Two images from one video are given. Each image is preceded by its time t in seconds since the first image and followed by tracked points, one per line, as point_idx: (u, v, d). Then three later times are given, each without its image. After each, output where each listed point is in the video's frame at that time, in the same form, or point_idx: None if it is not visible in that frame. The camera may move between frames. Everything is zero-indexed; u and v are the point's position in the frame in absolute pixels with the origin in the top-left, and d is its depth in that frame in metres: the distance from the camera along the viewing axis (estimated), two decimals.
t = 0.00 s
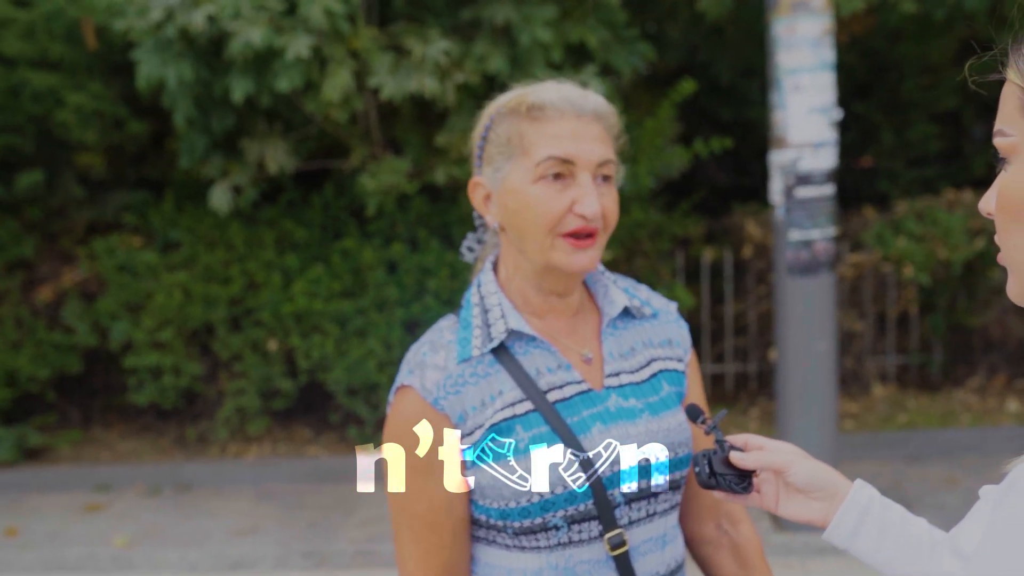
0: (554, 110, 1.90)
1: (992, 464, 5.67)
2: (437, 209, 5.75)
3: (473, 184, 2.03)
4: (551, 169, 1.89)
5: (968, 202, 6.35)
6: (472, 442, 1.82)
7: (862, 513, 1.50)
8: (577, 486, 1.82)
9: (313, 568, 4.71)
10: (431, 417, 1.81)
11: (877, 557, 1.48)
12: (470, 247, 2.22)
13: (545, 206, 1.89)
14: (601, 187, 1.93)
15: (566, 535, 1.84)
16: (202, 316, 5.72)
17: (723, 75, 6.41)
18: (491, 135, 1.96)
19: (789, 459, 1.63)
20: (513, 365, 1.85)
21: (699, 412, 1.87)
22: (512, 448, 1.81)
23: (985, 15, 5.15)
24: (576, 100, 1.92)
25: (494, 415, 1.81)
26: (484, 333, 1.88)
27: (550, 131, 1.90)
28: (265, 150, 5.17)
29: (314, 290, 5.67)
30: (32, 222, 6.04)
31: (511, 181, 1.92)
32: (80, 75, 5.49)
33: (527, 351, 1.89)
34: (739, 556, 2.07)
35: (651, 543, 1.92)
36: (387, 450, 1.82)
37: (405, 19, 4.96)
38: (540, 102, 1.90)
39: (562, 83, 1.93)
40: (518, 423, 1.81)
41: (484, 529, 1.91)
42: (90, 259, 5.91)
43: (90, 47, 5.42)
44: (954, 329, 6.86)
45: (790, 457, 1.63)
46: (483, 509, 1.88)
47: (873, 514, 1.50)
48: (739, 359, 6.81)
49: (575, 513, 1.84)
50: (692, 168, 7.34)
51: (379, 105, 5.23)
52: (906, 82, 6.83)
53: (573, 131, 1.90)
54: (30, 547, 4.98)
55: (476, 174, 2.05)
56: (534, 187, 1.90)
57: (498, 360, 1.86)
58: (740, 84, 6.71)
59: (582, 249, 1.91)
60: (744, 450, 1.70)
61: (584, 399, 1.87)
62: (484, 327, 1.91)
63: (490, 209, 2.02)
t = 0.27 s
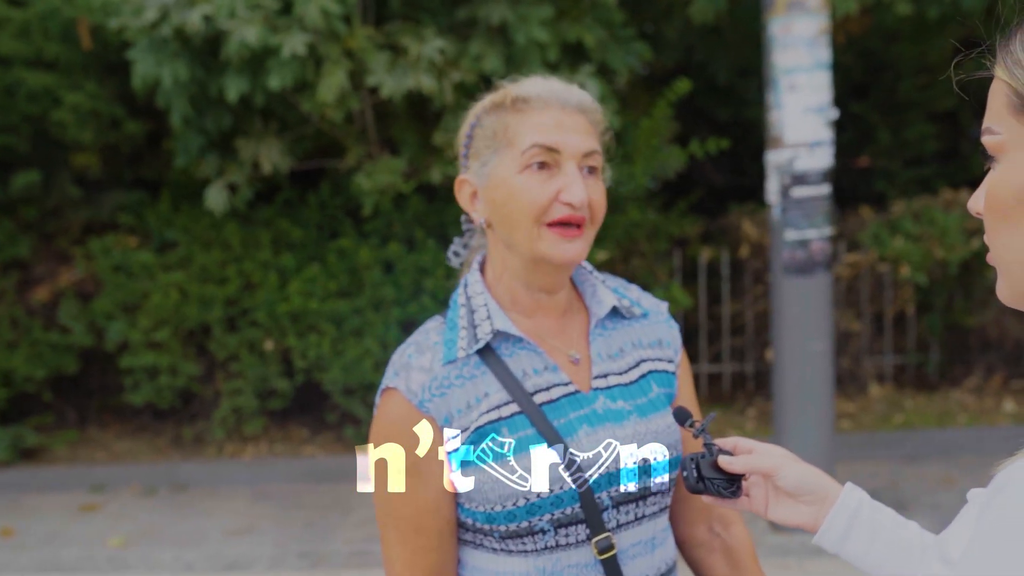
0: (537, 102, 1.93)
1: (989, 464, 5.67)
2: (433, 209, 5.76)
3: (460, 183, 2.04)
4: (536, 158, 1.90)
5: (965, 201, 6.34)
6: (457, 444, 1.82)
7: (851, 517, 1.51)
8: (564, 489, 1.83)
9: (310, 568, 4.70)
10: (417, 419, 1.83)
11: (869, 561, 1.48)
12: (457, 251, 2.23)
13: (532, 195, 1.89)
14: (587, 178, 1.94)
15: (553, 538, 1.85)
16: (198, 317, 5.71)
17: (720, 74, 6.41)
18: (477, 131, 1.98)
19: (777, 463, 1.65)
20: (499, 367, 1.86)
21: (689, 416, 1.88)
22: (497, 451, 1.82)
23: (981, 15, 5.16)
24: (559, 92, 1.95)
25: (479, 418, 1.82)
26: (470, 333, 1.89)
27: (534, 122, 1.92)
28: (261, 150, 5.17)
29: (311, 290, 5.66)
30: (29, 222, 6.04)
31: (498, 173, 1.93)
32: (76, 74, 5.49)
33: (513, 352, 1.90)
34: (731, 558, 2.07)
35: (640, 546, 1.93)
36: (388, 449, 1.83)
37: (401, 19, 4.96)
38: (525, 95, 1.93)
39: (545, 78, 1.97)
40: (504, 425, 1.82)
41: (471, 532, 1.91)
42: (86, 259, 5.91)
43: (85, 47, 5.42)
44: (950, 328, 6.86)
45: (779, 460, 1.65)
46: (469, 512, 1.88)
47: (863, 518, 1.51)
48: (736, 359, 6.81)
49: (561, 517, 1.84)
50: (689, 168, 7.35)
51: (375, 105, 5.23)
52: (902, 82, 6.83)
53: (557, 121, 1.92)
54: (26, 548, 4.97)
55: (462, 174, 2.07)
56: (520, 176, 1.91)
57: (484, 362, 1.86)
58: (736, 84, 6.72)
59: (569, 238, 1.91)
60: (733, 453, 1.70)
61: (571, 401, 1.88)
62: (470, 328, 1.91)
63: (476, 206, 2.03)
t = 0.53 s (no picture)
0: (517, 95, 1.92)
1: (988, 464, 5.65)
2: (429, 208, 5.74)
3: (447, 182, 2.02)
4: (521, 150, 1.89)
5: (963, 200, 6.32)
6: (452, 440, 1.80)
7: (843, 519, 1.48)
8: (561, 487, 1.81)
9: (305, 569, 4.67)
10: (411, 418, 1.80)
11: (861, 564, 1.45)
12: (449, 254, 2.21)
13: (520, 186, 1.88)
14: (574, 166, 1.93)
15: (548, 537, 1.82)
16: (193, 316, 5.68)
17: (717, 73, 6.38)
18: (460, 128, 1.97)
19: (769, 462, 1.62)
20: (495, 362, 1.84)
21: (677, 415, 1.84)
22: (493, 448, 1.80)
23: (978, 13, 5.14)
24: (538, 85, 1.95)
25: (475, 413, 1.80)
26: (465, 328, 1.87)
27: (517, 115, 1.91)
28: (256, 149, 5.14)
29: (306, 289, 5.63)
30: (23, 221, 6.01)
31: (485, 168, 1.91)
32: (70, 73, 5.47)
33: (509, 348, 1.88)
34: (727, 560, 2.05)
35: (637, 546, 1.91)
36: (388, 448, 1.80)
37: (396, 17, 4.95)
38: (504, 88, 1.92)
39: (522, 73, 1.96)
40: (500, 422, 1.80)
41: (465, 533, 1.88)
42: (81, 259, 5.88)
43: (80, 45, 5.40)
44: (948, 328, 6.84)
45: (770, 460, 1.63)
46: (463, 511, 1.85)
47: (855, 519, 1.48)
48: (734, 359, 6.79)
49: (557, 515, 1.82)
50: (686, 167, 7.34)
51: (371, 103, 5.21)
52: (900, 82, 6.81)
53: (540, 112, 1.91)
54: (20, 549, 4.94)
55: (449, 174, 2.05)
56: (507, 169, 1.89)
57: (479, 357, 1.85)
58: (734, 83, 6.69)
59: (560, 225, 1.90)
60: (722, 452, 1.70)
61: (569, 397, 1.87)
62: (466, 322, 1.89)
63: (465, 204, 2.01)
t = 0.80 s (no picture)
0: (538, 110, 1.87)
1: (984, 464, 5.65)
2: (426, 208, 5.75)
3: (450, 172, 2.02)
4: (527, 174, 1.88)
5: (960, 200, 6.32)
6: (447, 442, 1.81)
7: (836, 521, 1.49)
8: (554, 490, 1.82)
9: (301, 568, 4.67)
10: (408, 420, 1.80)
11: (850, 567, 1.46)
12: (448, 232, 2.23)
13: (518, 210, 1.89)
14: (578, 194, 1.93)
15: (541, 540, 1.83)
16: (190, 316, 5.67)
17: (714, 73, 6.39)
18: (473, 126, 1.94)
19: (760, 467, 1.64)
20: (488, 364, 1.85)
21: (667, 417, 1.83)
22: (487, 451, 1.81)
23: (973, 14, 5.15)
24: (563, 101, 1.89)
25: (468, 416, 1.81)
26: (459, 331, 1.88)
27: (532, 134, 1.88)
28: (252, 149, 5.14)
29: (303, 289, 5.63)
30: (20, 221, 6.01)
31: (488, 179, 1.91)
32: (67, 73, 5.47)
33: (503, 349, 1.90)
34: (718, 561, 2.06)
35: (630, 548, 1.93)
36: (389, 449, 1.80)
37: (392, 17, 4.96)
38: (527, 101, 1.87)
39: (551, 83, 1.90)
40: (494, 424, 1.81)
41: (457, 535, 1.89)
42: (78, 259, 5.88)
43: (77, 46, 5.41)
44: (945, 328, 6.85)
45: (762, 464, 1.64)
46: (456, 514, 1.86)
47: (848, 523, 1.48)
48: (730, 359, 6.79)
49: (551, 518, 1.83)
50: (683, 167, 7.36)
51: (367, 103, 5.22)
52: (896, 82, 6.82)
53: (556, 137, 1.88)
54: (16, 549, 4.94)
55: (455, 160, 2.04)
56: (509, 188, 1.89)
57: (472, 359, 1.85)
58: (731, 83, 6.70)
59: (552, 256, 1.91)
60: (714, 455, 1.74)
61: (564, 400, 1.88)
62: (460, 324, 1.90)
63: (464, 198, 2.02)
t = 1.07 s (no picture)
0: (536, 111, 1.88)
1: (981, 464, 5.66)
2: (424, 208, 5.75)
3: (448, 173, 2.03)
4: (527, 176, 1.89)
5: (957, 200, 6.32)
6: (450, 444, 1.82)
7: (832, 523, 1.50)
8: (558, 494, 1.84)
9: (299, 568, 4.67)
10: (409, 420, 1.80)
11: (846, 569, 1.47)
12: (449, 231, 2.23)
13: (519, 212, 1.90)
14: (578, 194, 1.94)
15: (543, 543, 1.84)
16: (188, 316, 5.66)
17: (711, 74, 6.39)
18: (471, 127, 1.94)
19: (756, 469, 1.65)
20: (493, 365, 1.86)
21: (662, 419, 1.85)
22: (491, 454, 1.82)
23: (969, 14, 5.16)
24: (561, 102, 1.90)
25: (473, 418, 1.82)
26: (464, 332, 1.88)
27: (531, 135, 1.89)
28: (250, 149, 5.14)
29: (301, 289, 5.63)
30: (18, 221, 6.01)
31: (487, 181, 1.92)
32: (65, 73, 5.48)
33: (508, 351, 1.91)
34: (713, 562, 2.08)
35: (628, 551, 1.95)
36: (388, 449, 1.80)
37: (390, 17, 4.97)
38: (524, 102, 1.88)
39: (548, 83, 1.91)
40: (498, 427, 1.83)
41: (457, 537, 1.90)
42: (76, 259, 5.89)
43: (74, 46, 5.41)
44: (942, 328, 6.85)
45: (758, 466, 1.65)
46: (457, 516, 1.87)
47: (844, 525, 1.49)
48: (728, 359, 6.80)
49: (555, 522, 1.84)
50: (681, 167, 7.37)
51: (364, 103, 5.23)
52: (894, 82, 6.83)
53: (554, 138, 1.89)
54: (14, 549, 4.94)
55: (453, 162, 2.05)
56: (508, 190, 1.90)
57: (477, 360, 1.86)
58: (728, 82, 6.71)
59: (553, 257, 1.92)
60: (711, 457, 1.76)
61: (568, 403, 1.89)
62: (465, 325, 1.90)
63: (463, 199, 2.02)
